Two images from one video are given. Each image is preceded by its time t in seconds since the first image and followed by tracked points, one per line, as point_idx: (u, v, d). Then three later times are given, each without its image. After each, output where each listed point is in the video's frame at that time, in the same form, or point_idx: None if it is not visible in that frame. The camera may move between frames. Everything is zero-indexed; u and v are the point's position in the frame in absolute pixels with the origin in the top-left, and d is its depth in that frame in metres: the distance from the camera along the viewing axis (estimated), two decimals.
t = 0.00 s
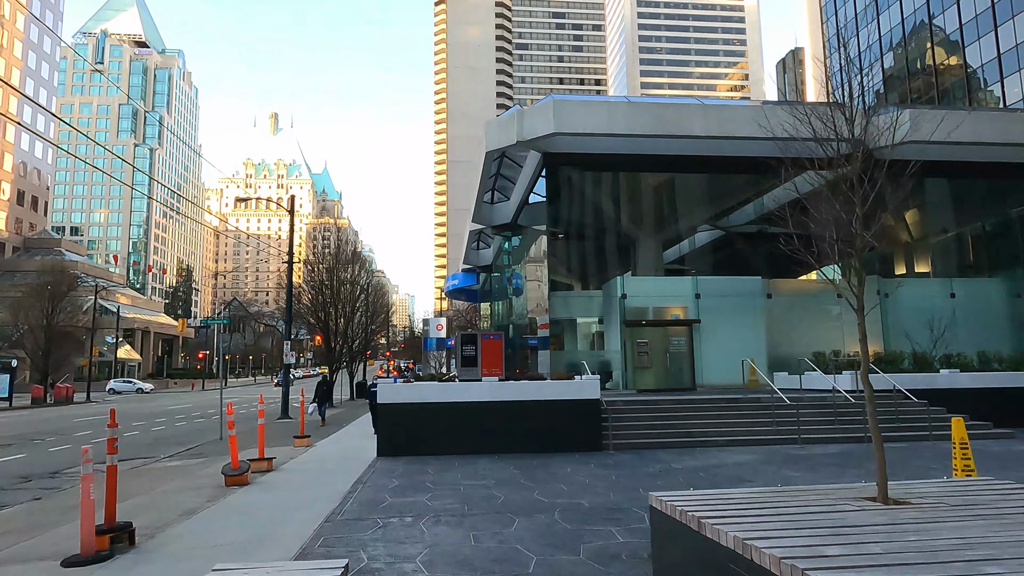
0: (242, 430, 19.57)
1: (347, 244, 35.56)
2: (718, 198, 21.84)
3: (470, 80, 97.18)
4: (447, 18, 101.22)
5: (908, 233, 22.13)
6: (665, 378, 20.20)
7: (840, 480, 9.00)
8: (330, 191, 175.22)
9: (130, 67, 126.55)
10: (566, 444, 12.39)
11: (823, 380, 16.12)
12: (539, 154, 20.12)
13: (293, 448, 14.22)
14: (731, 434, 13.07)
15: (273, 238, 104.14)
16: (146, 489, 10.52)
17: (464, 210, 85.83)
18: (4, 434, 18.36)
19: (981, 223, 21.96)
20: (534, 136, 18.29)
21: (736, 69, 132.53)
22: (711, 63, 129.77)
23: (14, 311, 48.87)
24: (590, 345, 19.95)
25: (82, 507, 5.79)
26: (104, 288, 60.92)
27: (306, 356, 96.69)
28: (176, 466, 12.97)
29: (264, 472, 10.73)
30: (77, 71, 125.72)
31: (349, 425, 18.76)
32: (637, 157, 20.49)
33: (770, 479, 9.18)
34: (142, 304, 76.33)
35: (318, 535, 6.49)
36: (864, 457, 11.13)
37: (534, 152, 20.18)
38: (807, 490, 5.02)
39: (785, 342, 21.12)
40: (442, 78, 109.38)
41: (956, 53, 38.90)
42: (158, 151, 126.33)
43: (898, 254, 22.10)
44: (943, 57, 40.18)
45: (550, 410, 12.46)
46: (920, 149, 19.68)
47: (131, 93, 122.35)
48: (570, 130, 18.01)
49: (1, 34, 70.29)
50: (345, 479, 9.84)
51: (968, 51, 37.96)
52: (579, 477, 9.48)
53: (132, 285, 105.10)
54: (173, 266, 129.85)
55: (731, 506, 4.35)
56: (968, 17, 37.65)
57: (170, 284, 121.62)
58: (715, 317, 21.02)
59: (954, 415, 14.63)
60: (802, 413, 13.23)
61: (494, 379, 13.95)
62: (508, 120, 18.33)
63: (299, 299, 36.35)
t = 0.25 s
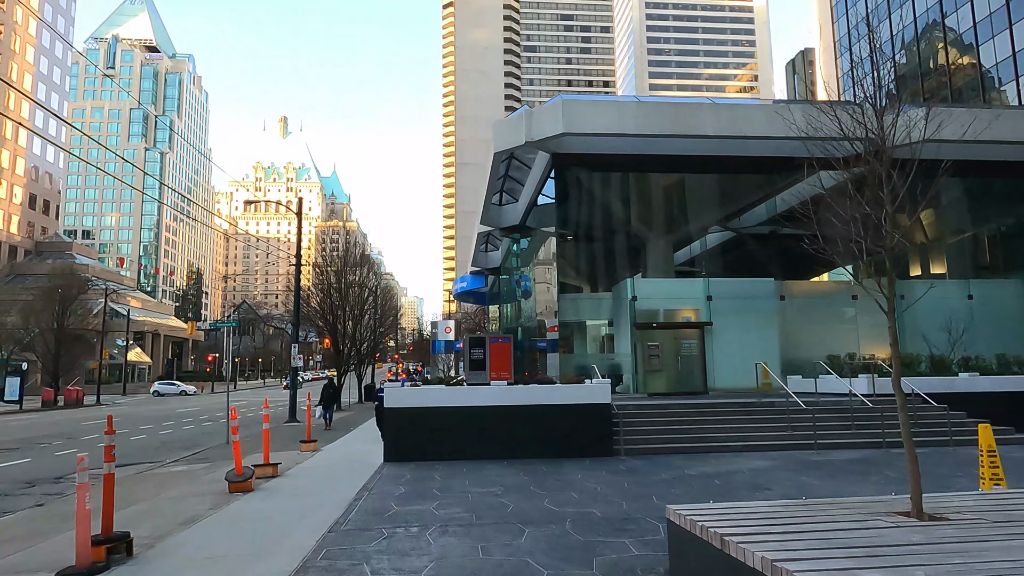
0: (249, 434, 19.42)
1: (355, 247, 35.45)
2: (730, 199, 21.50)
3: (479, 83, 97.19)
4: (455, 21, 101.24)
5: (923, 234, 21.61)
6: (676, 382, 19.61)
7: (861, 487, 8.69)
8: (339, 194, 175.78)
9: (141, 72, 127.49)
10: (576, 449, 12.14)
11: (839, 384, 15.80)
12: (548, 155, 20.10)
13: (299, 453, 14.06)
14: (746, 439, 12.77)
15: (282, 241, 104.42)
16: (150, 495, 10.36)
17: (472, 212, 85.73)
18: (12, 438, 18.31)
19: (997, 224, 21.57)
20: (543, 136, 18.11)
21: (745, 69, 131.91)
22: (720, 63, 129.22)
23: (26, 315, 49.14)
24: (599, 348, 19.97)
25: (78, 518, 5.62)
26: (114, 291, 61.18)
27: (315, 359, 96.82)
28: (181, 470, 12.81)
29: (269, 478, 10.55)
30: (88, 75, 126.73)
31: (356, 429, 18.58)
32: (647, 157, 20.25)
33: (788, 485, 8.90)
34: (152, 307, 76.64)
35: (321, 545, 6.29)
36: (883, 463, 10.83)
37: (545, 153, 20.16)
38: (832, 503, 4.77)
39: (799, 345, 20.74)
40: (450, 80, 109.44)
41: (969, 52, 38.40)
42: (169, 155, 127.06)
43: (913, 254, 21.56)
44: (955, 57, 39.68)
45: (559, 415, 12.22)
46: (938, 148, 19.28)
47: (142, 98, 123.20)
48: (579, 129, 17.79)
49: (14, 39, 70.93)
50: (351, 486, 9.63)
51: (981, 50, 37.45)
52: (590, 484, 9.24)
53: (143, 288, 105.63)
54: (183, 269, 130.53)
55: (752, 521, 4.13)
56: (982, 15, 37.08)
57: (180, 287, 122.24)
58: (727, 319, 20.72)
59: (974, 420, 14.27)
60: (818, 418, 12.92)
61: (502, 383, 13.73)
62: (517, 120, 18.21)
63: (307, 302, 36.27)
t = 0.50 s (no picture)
0: (257, 436, 19.30)
1: (363, 250, 35.38)
2: (741, 199, 21.29)
3: (487, 86, 97.20)
4: (463, 24, 101.28)
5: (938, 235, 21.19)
6: (688, 384, 18.92)
7: (881, 491, 8.41)
8: (348, 197, 176.40)
9: (151, 77, 128.36)
10: (587, 453, 11.90)
11: (855, 386, 15.49)
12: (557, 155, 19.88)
13: (305, 456, 13.89)
14: (760, 443, 12.51)
15: (291, 244, 104.67)
16: (154, 499, 10.21)
17: (480, 215, 85.64)
18: (20, 441, 18.26)
19: (1013, 225, 21.25)
20: (551, 135, 17.90)
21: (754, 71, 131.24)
22: (729, 65, 128.79)
23: (37, 318, 49.46)
24: (609, 350, 19.65)
25: (72, 522, 5.44)
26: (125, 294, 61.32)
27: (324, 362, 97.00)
28: (187, 473, 12.66)
29: (273, 481, 10.39)
30: (100, 81, 127.77)
31: (363, 433, 18.39)
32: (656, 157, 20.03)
33: (806, 490, 8.62)
34: (162, 310, 76.90)
35: (323, 552, 6.07)
36: (902, 467, 10.53)
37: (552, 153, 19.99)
38: (859, 509, 4.54)
39: (813, 347, 20.37)
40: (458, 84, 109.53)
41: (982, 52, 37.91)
42: (179, 159, 127.71)
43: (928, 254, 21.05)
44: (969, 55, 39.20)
45: (569, 419, 12.00)
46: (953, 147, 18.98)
47: (153, 103, 124.01)
48: (588, 129, 17.56)
49: (26, 45, 71.56)
50: (357, 490, 9.43)
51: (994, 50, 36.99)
52: (602, 489, 8.98)
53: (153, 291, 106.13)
54: (194, 273, 131.26)
55: (776, 527, 3.92)
56: (996, 13, 36.52)
57: (190, 291, 122.88)
58: (738, 321, 20.30)
59: (995, 423, 13.89)
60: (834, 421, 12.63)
61: (511, 385, 13.51)
62: (525, 120, 18.00)
63: (314, 304, 36.13)
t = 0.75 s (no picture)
0: (266, 439, 19.16)
1: (373, 252, 35.25)
2: (753, 199, 21.42)
3: (496, 87, 97.05)
4: (472, 26, 101.14)
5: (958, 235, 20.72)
6: (703, 387, 18.79)
7: (907, 499, 8.08)
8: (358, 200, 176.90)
9: (163, 81, 129.25)
10: (601, 458, 11.65)
11: (874, 390, 15.13)
12: (568, 154, 19.58)
13: (314, 460, 13.75)
14: (777, 447, 12.21)
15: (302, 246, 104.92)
16: (160, 504, 10.04)
17: (490, 217, 85.37)
18: (29, 443, 18.20)
19: None
20: (562, 134, 17.64)
21: (765, 71, 130.36)
22: (740, 65, 128.06)
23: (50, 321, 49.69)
24: (621, 352, 19.26)
25: (70, 530, 5.26)
26: (137, 296, 61.47)
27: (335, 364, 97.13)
28: (194, 477, 12.49)
29: (280, 486, 10.22)
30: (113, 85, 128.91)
31: (373, 436, 18.22)
32: (667, 157, 19.78)
33: (829, 497, 8.31)
34: (174, 312, 77.20)
35: (328, 562, 5.86)
36: (928, 474, 10.19)
37: (563, 153, 19.69)
38: (894, 523, 4.28)
39: (829, 349, 19.97)
40: (468, 86, 109.45)
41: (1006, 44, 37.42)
42: (191, 162, 128.44)
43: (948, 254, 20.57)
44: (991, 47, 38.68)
45: (581, 423, 11.73)
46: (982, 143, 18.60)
47: (165, 107, 124.80)
48: (600, 127, 17.30)
49: (39, 51, 72.11)
50: (365, 495, 9.23)
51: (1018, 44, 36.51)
52: (617, 496, 8.73)
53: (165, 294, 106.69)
54: (205, 275, 131.93)
55: (808, 544, 3.66)
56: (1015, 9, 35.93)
57: (202, 293, 123.47)
58: (753, 322, 19.89)
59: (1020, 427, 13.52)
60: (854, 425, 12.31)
61: (523, 388, 13.29)
62: (536, 119, 17.81)
63: (324, 306, 36.06)
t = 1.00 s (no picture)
0: (272, 441, 19.03)
1: (380, 252, 35.11)
2: (765, 196, 20.79)
3: (504, 87, 96.92)
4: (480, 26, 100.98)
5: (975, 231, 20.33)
6: (714, 387, 18.56)
7: (929, 504, 7.80)
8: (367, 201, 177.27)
9: (174, 83, 129.96)
10: (611, 460, 11.42)
11: (891, 391, 14.82)
12: (576, 151, 19.34)
13: (320, 462, 13.58)
14: (792, 450, 11.97)
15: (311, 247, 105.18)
16: (163, 507, 9.87)
17: (497, 217, 85.29)
18: (36, 444, 18.13)
19: None
20: (571, 132, 17.41)
21: (775, 70, 129.56)
22: (749, 64, 127.37)
23: (61, 322, 49.87)
24: (631, 352, 19.00)
25: (63, 538, 5.09)
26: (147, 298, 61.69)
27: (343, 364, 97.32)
28: (199, 479, 12.34)
29: (285, 489, 10.05)
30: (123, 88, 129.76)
31: (380, 438, 18.03)
32: (678, 153, 19.50)
33: (848, 502, 8.04)
34: (184, 314, 77.50)
35: (330, 570, 5.65)
36: (948, 477, 9.89)
37: (572, 149, 19.44)
38: (928, 536, 4.04)
39: (845, 347, 19.56)
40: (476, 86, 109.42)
41: None
42: (201, 164, 129.02)
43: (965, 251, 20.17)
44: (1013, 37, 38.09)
45: (590, 424, 11.49)
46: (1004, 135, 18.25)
47: (175, 109, 125.45)
48: (610, 125, 17.06)
49: (51, 54, 72.59)
50: (371, 499, 9.04)
51: None
52: (628, 500, 8.48)
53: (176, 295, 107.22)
54: (215, 276, 132.65)
55: (838, 558, 3.41)
56: None
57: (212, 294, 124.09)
58: (766, 321, 19.53)
59: None
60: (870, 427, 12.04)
61: (531, 389, 13.05)
62: (543, 116, 17.60)
63: (332, 307, 35.99)
